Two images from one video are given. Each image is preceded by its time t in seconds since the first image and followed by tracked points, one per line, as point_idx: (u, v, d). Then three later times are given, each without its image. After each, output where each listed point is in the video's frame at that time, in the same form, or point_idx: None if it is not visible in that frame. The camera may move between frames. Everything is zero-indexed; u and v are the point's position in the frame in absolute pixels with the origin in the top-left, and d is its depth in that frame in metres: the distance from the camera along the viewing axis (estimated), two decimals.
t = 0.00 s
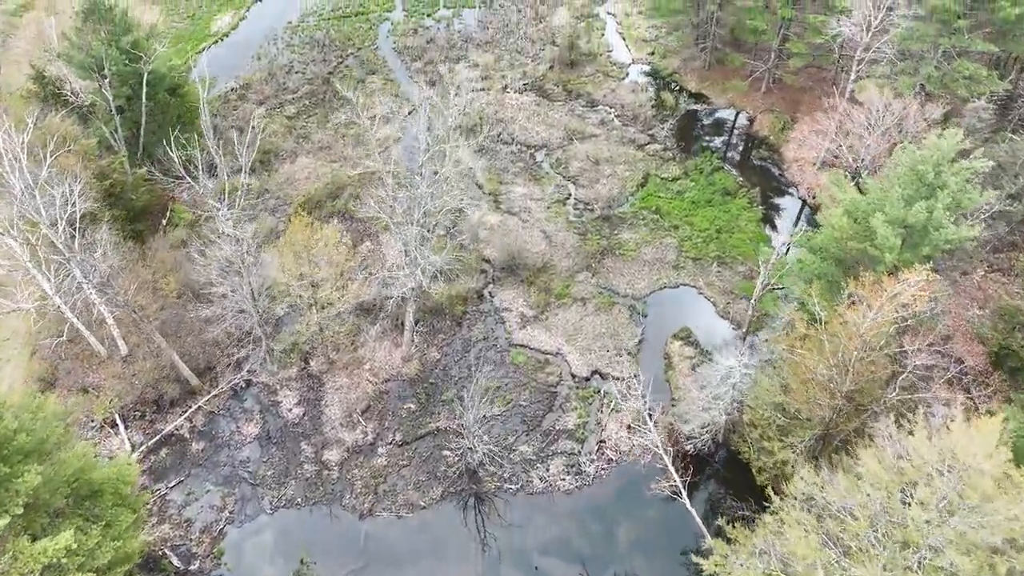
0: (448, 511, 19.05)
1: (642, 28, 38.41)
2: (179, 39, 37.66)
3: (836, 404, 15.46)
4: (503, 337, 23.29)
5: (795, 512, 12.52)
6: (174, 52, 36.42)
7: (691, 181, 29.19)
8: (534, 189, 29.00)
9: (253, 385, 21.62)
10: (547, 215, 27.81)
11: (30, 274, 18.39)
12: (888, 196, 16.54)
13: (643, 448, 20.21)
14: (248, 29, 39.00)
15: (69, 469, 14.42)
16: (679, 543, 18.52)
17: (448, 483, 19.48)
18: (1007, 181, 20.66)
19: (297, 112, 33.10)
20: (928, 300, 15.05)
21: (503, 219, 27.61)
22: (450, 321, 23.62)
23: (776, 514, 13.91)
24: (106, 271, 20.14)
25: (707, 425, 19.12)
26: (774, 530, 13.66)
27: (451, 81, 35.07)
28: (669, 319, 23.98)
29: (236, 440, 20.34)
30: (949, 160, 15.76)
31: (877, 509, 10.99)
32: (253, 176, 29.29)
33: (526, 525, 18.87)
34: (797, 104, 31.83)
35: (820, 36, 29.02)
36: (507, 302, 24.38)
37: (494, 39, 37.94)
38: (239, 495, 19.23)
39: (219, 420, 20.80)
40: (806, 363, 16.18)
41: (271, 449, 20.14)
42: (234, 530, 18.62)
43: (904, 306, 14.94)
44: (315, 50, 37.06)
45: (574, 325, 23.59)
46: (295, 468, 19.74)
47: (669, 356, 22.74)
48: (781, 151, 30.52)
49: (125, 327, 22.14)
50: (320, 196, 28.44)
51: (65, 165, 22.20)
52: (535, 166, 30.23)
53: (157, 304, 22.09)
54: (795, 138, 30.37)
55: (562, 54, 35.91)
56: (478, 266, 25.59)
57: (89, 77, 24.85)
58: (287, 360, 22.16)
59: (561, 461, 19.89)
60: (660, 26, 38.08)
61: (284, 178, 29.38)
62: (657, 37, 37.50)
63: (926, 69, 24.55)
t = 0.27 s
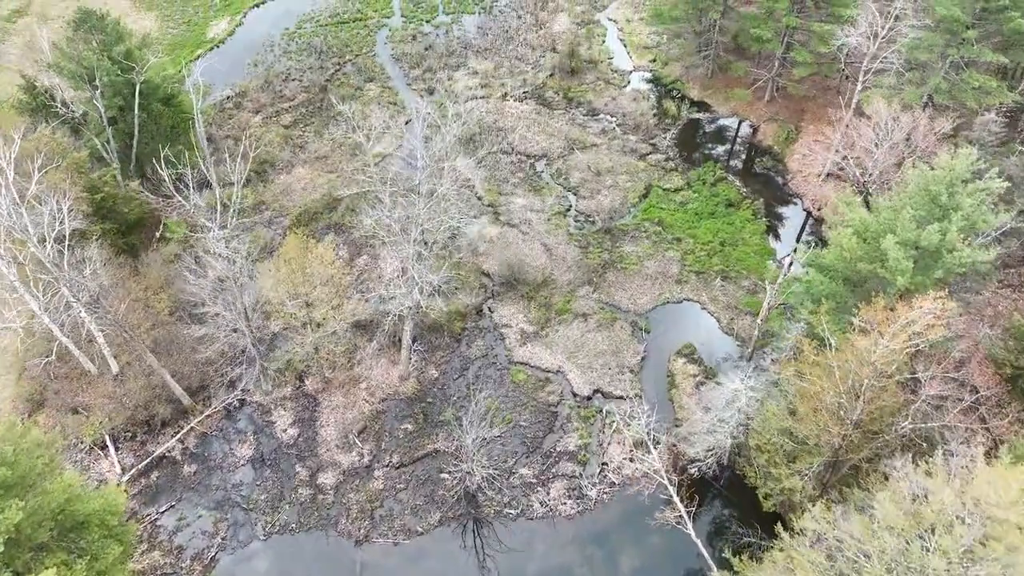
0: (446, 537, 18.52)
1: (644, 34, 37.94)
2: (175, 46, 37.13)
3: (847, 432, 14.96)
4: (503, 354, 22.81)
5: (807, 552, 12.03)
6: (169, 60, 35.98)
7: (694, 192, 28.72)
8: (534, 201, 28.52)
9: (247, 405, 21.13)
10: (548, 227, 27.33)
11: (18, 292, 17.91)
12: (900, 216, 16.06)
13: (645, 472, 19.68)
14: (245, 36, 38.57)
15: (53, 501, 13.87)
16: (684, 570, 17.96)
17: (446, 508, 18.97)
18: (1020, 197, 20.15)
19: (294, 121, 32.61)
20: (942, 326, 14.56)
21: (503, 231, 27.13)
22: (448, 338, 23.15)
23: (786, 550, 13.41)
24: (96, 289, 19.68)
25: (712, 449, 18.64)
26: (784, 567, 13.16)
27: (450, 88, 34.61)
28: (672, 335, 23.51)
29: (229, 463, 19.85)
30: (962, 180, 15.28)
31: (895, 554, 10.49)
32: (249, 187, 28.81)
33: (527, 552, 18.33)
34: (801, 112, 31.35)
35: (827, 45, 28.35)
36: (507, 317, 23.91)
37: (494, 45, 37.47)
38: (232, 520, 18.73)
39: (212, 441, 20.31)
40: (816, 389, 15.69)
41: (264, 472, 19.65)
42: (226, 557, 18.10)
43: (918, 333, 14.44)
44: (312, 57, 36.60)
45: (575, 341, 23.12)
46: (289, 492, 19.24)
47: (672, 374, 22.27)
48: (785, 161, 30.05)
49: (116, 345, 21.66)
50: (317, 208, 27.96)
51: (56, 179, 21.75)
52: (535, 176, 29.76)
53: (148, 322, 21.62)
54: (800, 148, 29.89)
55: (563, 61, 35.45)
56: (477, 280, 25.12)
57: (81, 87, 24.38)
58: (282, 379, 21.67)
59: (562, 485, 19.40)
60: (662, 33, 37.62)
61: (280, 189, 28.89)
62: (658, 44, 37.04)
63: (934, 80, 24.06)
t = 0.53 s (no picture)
0: (444, 565, 17.98)
1: (645, 41, 37.46)
2: (170, 53, 36.66)
3: (858, 463, 14.45)
4: (503, 373, 22.32)
5: None
6: (164, 68, 35.52)
7: (697, 204, 28.23)
8: (535, 212, 28.04)
9: (241, 427, 20.63)
10: (548, 240, 26.84)
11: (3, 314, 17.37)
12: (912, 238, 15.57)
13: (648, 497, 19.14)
14: (241, 42, 38.11)
15: (36, 535, 13.17)
16: None
17: (445, 535, 18.44)
18: None
19: (290, 130, 32.11)
20: (958, 355, 14.02)
21: (502, 244, 26.64)
22: (447, 356, 22.67)
23: None
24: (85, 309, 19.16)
25: (718, 474, 18.14)
26: None
27: (449, 97, 34.13)
28: (676, 353, 23.02)
29: (222, 487, 19.35)
30: (977, 202, 14.80)
31: None
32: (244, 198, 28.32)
33: None
34: (805, 122, 30.89)
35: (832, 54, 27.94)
36: (507, 334, 23.43)
37: (493, 52, 37.00)
38: (224, 547, 18.22)
39: (205, 464, 19.81)
40: (826, 418, 15.17)
41: (258, 497, 19.16)
42: None
43: (933, 362, 13.92)
44: (309, 64, 36.12)
45: (576, 360, 22.62)
46: (283, 517, 18.74)
47: (676, 393, 21.78)
48: (790, 171, 29.57)
49: (107, 364, 21.18)
50: (314, 220, 27.47)
51: (44, 193, 21.22)
52: (535, 187, 29.27)
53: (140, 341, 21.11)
54: (804, 159, 29.42)
55: (563, 69, 34.97)
56: (477, 296, 24.65)
57: (72, 98, 23.89)
58: (276, 399, 21.16)
59: (563, 510, 18.90)
60: (664, 39, 37.15)
61: (276, 201, 28.39)
62: (660, 51, 36.56)
63: (943, 91, 23.55)
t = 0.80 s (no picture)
0: None
1: (647, 48, 36.99)
2: (166, 60, 36.17)
3: (871, 496, 13.94)
4: (503, 392, 21.84)
5: None
6: (159, 75, 35.05)
7: (700, 215, 27.74)
8: (535, 224, 27.55)
9: (234, 448, 20.12)
10: (549, 253, 26.36)
11: None
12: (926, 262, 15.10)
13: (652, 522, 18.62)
14: (238, 48, 37.63)
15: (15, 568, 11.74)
16: None
17: (443, 562, 17.93)
18: None
19: (286, 139, 31.62)
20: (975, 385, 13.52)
21: (502, 258, 26.15)
22: (445, 374, 22.18)
23: None
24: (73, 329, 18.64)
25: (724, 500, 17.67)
26: None
27: (448, 105, 33.64)
28: (679, 371, 22.53)
29: (214, 512, 18.85)
30: (994, 225, 14.31)
31: None
32: (240, 210, 27.83)
33: None
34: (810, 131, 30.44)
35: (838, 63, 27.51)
36: (507, 351, 22.94)
37: (493, 59, 36.51)
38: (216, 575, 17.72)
39: (197, 487, 19.31)
40: (837, 447, 14.67)
41: (251, 522, 18.67)
42: None
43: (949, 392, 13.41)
44: (306, 71, 35.65)
45: (578, 378, 22.13)
46: (277, 544, 18.24)
47: (679, 413, 21.30)
48: (795, 182, 29.10)
49: (97, 384, 20.67)
50: (310, 233, 26.99)
51: (33, 208, 20.69)
52: (535, 199, 28.78)
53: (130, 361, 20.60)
54: (809, 169, 28.95)
55: (564, 76, 34.47)
56: (476, 311, 24.16)
57: (63, 110, 23.37)
58: (271, 419, 20.66)
59: (565, 536, 18.39)
60: (665, 46, 36.67)
61: (271, 212, 27.89)
62: (662, 58, 36.07)
63: (952, 102, 23.06)
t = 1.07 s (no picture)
0: None
1: (649, 55, 36.49)
2: (160, 68, 35.67)
3: (884, 532, 13.41)
4: (502, 412, 21.34)
5: None
6: (154, 83, 34.55)
7: (704, 228, 27.24)
8: (535, 237, 27.06)
9: (226, 471, 19.60)
10: (550, 267, 25.86)
11: None
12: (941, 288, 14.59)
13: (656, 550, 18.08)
14: (234, 55, 37.12)
15: None
16: None
17: None
18: None
19: (282, 149, 31.11)
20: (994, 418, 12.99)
21: (502, 272, 25.65)
22: (444, 394, 21.69)
23: None
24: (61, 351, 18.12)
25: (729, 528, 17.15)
26: None
27: (447, 114, 33.15)
28: (682, 390, 22.04)
29: (206, 539, 18.34)
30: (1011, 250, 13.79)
31: None
32: (234, 223, 27.33)
33: None
34: (815, 141, 29.97)
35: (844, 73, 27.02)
36: (506, 369, 22.43)
37: (492, 67, 36.01)
38: None
39: (188, 513, 18.80)
40: (848, 480, 14.15)
41: (243, 549, 18.16)
42: None
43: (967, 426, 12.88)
44: (303, 79, 35.15)
45: (579, 398, 21.63)
46: (270, 573, 17.73)
47: (683, 434, 20.80)
48: (800, 194, 28.62)
49: (86, 405, 20.16)
50: (306, 246, 26.49)
51: (21, 224, 20.19)
52: (536, 211, 28.29)
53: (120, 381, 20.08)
54: (814, 181, 28.47)
55: (564, 84, 33.96)
56: (475, 328, 23.66)
57: (53, 123, 22.87)
58: (265, 441, 20.14)
59: (566, 564, 17.86)
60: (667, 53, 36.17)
61: (267, 225, 27.39)
62: (664, 65, 35.56)
63: (962, 114, 22.56)
